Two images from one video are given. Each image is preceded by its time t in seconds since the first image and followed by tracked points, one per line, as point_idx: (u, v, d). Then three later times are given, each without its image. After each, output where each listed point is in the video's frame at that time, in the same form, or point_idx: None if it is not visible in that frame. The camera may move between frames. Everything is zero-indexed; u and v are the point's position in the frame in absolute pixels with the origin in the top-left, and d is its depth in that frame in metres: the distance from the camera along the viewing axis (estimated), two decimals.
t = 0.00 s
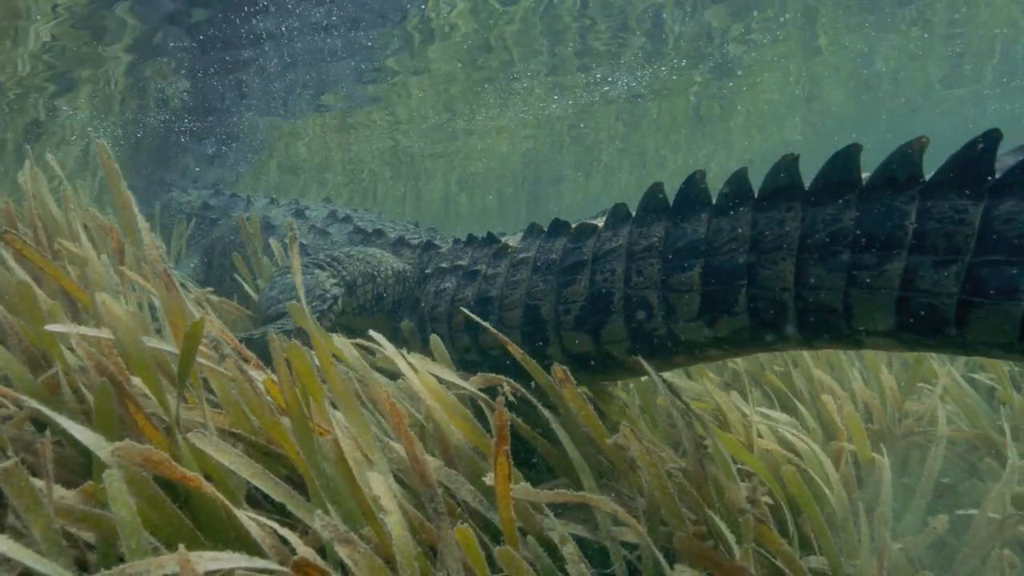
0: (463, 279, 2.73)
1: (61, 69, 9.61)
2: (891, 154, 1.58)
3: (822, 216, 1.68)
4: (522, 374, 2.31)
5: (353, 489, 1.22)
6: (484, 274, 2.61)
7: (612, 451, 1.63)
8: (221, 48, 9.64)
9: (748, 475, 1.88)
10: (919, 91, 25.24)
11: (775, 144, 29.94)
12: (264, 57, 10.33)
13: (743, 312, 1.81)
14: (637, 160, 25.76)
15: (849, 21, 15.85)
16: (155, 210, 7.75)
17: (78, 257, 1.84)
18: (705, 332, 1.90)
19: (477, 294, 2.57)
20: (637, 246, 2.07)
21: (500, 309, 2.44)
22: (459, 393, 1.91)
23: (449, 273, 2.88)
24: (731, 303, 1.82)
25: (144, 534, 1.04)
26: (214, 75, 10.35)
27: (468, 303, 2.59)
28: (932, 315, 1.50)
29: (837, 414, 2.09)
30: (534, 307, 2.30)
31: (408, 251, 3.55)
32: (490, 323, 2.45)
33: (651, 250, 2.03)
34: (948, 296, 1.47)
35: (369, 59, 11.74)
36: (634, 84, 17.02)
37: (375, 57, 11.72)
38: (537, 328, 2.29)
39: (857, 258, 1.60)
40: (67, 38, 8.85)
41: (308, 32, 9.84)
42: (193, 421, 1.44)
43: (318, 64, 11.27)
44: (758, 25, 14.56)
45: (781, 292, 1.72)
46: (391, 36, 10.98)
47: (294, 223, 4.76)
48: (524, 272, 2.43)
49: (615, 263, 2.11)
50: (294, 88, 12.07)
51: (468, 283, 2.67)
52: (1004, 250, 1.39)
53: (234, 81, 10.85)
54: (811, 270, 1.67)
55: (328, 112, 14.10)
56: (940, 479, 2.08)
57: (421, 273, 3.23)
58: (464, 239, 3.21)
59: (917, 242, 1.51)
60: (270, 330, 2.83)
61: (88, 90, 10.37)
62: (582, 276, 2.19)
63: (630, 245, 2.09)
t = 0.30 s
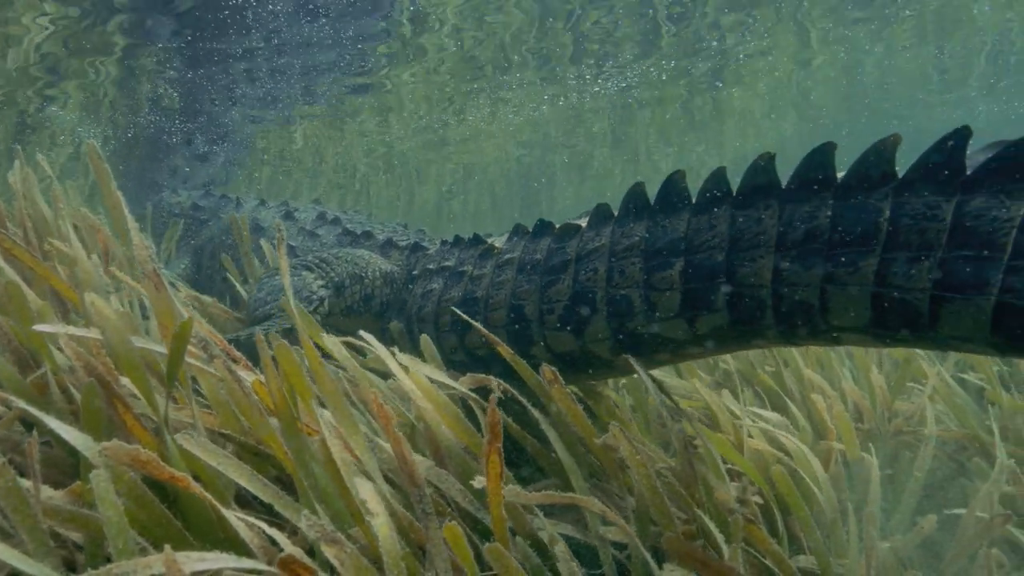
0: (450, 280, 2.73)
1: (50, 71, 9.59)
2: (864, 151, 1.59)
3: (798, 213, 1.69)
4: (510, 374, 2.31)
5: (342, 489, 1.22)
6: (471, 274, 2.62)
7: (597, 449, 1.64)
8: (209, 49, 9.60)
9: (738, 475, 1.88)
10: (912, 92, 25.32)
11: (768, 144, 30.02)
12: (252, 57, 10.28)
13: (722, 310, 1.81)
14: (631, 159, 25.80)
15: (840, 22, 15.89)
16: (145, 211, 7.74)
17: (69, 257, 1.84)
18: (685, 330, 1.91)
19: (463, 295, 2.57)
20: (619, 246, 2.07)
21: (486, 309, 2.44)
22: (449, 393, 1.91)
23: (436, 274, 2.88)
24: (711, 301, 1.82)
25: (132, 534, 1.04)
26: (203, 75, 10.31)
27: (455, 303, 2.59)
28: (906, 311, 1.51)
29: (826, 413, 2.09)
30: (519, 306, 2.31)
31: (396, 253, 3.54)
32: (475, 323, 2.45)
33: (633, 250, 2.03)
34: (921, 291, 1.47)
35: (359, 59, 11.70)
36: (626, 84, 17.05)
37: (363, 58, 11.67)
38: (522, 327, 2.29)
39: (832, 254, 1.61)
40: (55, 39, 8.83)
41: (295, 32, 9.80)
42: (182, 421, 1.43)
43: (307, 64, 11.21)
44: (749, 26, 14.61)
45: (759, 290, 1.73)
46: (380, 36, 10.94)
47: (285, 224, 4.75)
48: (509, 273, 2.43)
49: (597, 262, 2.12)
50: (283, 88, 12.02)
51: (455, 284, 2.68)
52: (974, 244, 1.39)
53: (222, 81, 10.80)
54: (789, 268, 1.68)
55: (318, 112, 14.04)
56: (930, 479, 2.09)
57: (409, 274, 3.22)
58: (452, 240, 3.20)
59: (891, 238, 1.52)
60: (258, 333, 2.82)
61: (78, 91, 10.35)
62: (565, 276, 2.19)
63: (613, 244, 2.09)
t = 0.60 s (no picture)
0: (436, 281, 2.73)
1: (40, 70, 9.56)
2: (841, 152, 1.64)
3: (774, 212, 1.71)
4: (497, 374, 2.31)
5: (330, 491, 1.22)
6: (457, 275, 2.62)
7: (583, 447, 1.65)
8: (197, 49, 9.56)
9: (727, 475, 1.88)
10: (904, 93, 25.42)
11: (761, 144, 30.09)
12: (242, 58, 10.24)
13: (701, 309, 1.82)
14: (624, 159, 25.83)
15: (832, 24, 15.95)
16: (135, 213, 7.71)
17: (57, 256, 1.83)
18: (666, 328, 1.91)
19: (448, 296, 2.57)
20: (602, 246, 2.08)
21: (470, 309, 2.44)
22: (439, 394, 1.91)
23: (423, 276, 2.87)
24: (690, 299, 1.83)
25: (117, 535, 1.03)
26: (192, 75, 10.27)
27: (440, 304, 2.58)
28: (880, 307, 1.51)
29: (814, 414, 2.10)
30: (502, 306, 2.31)
31: (384, 254, 3.53)
32: (459, 323, 2.45)
33: (614, 250, 2.04)
34: (894, 286, 1.48)
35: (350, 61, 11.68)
36: (618, 85, 17.08)
37: (353, 60, 11.66)
38: (505, 327, 2.29)
39: (809, 251, 1.61)
40: (45, 39, 8.80)
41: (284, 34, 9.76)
42: (171, 423, 1.43)
43: (297, 65, 11.19)
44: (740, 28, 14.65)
45: (737, 287, 1.74)
46: (371, 38, 10.92)
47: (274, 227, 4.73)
48: (494, 273, 2.44)
49: (579, 262, 2.12)
50: (273, 89, 11.99)
51: (440, 285, 2.67)
52: (946, 241, 1.41)
53: (211, 82, 10.76)
54: (766, 265, 1.68)
55: (308, 112, 14.01)
56: (919, 481, 2.10)
57: (396, 275, 3.21)
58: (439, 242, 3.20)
59: (865, 235, 1.53)
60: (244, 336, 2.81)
61: (68, 91, 10.32)
62: (548, 276, 2.19)
63: (596, 244, 2.11)
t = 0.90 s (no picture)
0: (422, 283, 2.73)
1: (31, 70, 9.53)
2: (815, 152, 1.65)
3: (751, 211, 1.72)
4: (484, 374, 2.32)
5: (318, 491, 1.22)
6: (442, 277, 2.62)
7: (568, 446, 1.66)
8: (187, 51, 9.54)
9: (716, 475, 1.89)
10: (895, 95, 25.53)
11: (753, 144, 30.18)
12: (232, 58, 10.22)
13: (681, 308, 1.82)
14: (616, 159, 25.87)
15: (823, 26, 16.01)
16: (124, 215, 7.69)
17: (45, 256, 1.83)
18: (648, 327, 1.91)
19: (433, 297, 2.57)
20: (584, 246, 2.09)
21: (455, 310, 2.44)
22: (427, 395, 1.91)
23: (409, 277, 2.87)
24: (669, 298, 1.83)
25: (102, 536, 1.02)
26: (181, 76, 10.24)
27: (426, 305, 2.58)
28: (855, 304, 1.52)
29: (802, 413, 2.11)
30: (487, 307, 2.31)
31: (372, 257, 3.52)
32: (445, 324, 2.45)
33: (596, 249, 2.05)
34: (867, 283, 1.49)
35: (341, 61, 11.68)
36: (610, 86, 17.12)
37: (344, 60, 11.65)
38: (490, 327, 2.29)
39: (786, 250, 1.62)
40: (35, 39, 8.77)
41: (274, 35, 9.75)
42: (159, 424, 1.43)
43: (287, 66, 11.17)
44: (731, 28, 14.70)
45: (716, 285, 1.74)
46: (362, 38, 10.92)
47: (262, 229, 4.72)
48: (479, 274, 2.44)
49: (562, 262, 2.13)
50: (263, 90, 11.98)
51: (426, 287, 2.67)
52: (919, 238, 1.43)
53: (201, 83, 10.73)
54: (743, 263, 1.69)
55: (298, 113, 13.98)
56: (907, 480, 2.11)
57: (383, 277, 3.20)
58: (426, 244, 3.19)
59: (839, 233, 1.55)
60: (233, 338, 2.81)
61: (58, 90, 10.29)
62: (531, 277, 2.20)
63: (579, 244, 2.11)
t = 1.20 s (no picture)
0: (408, 285, 2.74)
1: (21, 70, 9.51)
2: (790, 151, 1.66)
3: (730, 210, 1.72)
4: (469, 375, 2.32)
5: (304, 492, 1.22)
6: (428, 278, 2.63)
7: (551, 446, 1.66)
8: (178, 52, 9.52)
9: (704, 476, 1.90)
10: (886, 97, 25.64)
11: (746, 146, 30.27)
12: (222, 59, 10.20)
13: (661, 307, 1.83)
14: (609, 161, 25.92)
15: (814, 30, 16.09)
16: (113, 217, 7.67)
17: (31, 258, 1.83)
18: (629, 327, 1.92)
19: (419, 298, 2.57)
20: (566, 247, 2.09)
21: (440, 311, 2.45)
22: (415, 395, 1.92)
23: (395, 279, 2.87)
24: (651, 298, 1.84)
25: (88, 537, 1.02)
26: (171, 77, 10.22)
27: (412, 308, 2.58)
28: (831, 302, 1.53)
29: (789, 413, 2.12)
30: (471, 308, 2.32)
31: (360, 259, 3.53)
32: (430, 325, 2.46)
33: (577, 250, 2.05)
34: (843, 282, 1.50)
35: (332, 63, 11.68)
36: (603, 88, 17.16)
37: (336, 62, 11.66)
38: (474, 328, 2.30)
39: (762, 249, 1.63)
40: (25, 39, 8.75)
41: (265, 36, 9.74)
42: (146, 426, 1.43)
43: (278, 67, 11.16)
44: (722, 32, 14.76)
45: (695, 285, 1.75)
46: (353, 40, 10.92)
47: (249, 232, 4.70)
48: (463, 275, 2.45)
49: (545, 263, 2.14)
50: (254, 91, 11.97)
51: (412, 289, 2.68)
52: (892, 235, 1.44)
53: (191, 83, 10.71)
54: (720, 263, 1.70)
55: (289, 115, 13.97)
56: (894, 480, 2.12)
57: (370, 279, 3.20)
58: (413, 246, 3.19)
59: (814, 232, 1.56)
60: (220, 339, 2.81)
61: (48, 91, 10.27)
62: (515, 278, 2.21)
63: (561, 244, 2.12)
